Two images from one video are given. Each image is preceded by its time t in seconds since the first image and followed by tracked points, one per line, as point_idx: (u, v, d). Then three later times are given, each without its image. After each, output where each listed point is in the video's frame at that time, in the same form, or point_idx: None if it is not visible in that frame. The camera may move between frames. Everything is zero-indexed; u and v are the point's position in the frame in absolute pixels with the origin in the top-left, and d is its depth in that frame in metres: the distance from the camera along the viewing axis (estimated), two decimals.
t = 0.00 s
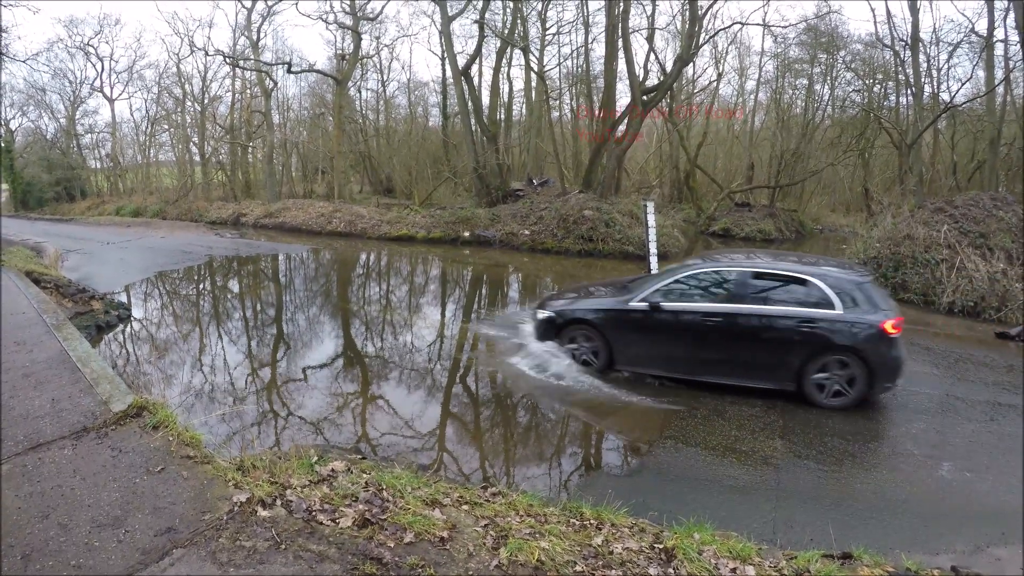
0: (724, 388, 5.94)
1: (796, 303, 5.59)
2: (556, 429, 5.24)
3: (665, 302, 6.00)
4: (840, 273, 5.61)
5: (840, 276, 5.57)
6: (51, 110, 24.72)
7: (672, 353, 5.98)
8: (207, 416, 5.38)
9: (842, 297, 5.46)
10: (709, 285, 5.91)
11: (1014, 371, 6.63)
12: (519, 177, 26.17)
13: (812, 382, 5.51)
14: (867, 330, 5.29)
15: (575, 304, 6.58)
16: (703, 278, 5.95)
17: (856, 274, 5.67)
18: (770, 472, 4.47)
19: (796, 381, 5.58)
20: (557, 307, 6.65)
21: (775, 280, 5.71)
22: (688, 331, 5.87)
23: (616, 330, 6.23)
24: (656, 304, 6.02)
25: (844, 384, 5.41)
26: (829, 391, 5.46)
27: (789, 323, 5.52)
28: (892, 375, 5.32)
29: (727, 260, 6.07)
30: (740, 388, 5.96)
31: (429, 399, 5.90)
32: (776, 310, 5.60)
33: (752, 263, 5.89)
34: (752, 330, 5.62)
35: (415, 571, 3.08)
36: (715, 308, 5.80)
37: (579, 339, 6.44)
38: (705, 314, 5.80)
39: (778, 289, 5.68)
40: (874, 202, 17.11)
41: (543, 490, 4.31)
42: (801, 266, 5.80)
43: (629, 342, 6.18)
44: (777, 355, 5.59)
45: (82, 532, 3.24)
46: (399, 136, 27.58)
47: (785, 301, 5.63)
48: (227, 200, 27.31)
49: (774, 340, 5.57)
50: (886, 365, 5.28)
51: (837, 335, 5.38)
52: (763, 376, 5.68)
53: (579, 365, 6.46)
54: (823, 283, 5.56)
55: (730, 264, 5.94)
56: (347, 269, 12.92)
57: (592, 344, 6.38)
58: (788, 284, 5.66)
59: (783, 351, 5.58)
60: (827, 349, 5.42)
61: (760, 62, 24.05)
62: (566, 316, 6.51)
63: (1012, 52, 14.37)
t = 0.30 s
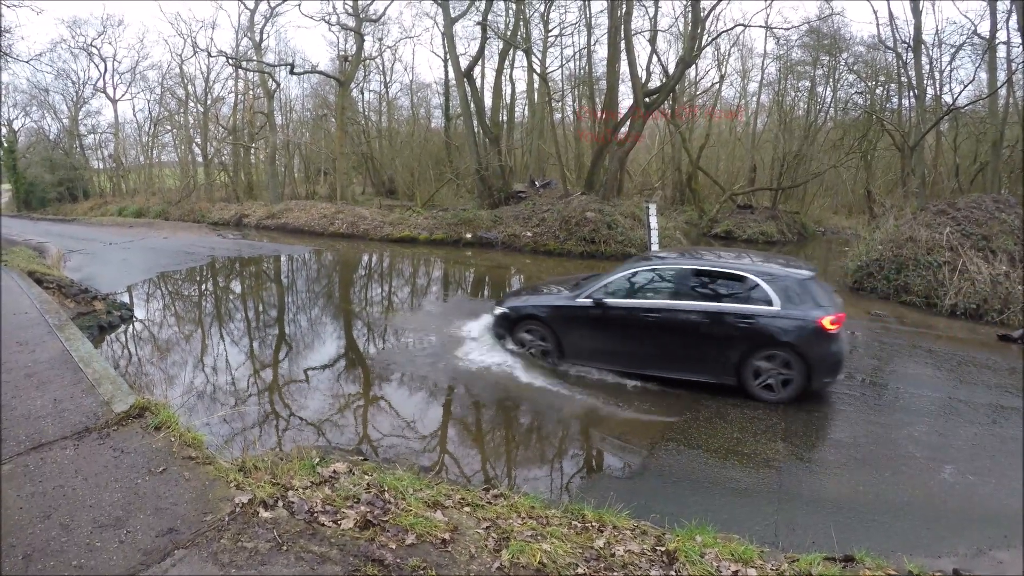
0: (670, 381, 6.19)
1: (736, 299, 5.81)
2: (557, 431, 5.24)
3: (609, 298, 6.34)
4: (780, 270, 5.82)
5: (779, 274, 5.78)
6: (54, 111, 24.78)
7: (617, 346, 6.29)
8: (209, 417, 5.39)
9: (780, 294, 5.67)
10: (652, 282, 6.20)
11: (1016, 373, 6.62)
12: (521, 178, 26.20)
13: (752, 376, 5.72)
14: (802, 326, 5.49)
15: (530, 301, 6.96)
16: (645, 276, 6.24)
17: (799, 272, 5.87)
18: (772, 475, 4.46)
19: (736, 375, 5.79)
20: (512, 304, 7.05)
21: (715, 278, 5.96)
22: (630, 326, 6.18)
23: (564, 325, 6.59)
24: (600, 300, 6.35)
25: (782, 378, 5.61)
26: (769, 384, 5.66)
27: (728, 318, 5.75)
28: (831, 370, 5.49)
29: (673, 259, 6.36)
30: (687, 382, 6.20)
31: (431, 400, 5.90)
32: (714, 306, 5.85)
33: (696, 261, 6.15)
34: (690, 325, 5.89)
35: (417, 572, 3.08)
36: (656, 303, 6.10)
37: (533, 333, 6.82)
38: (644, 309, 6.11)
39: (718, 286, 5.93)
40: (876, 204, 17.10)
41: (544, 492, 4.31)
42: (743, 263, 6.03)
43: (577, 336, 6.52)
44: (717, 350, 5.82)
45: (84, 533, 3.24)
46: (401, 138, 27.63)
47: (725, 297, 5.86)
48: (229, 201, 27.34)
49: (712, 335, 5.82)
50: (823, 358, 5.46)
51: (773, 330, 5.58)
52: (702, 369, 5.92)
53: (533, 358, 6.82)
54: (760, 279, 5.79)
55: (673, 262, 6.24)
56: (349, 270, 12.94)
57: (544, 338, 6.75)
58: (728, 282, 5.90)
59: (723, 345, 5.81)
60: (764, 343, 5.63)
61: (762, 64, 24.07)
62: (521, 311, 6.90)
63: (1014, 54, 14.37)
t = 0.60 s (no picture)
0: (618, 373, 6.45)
1: (677, 297, 6.02)
2: (559, 431, 5.23)
3: (558, 294, 6.68)
4: (722, 270, 6.00)
5: (720, 273, 5.97)
6: (56, 110, 24.82)
7: (564, 338, 6.64)
8: (211, 416, 5.39)
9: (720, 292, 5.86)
10: (600, 279, 6.49)
11: (1019, 374, 6.61)
12: (524, 179, 26.21)
13: (691, 370, 5.94)
14: (737, 322, 5.68)
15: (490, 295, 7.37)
16: (593, 272, 6.55)
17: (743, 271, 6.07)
18: (774, 476, 4.45)
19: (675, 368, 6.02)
20: (475, 297, 7.46)
21: (660, 276, 6.20)
22: (578, 320, 6.50)
23: (519, 319, 6.97)
24: (550, 295, 6.70)
25: (720, 372, 5.81)
26: (707, 378, 5.87)
27: (667, 314, 5.99)
28: (767, 366, 5.66)
29: (621, 256, 6.66)
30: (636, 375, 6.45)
31: (432, 400, 5.91)
32: (655, 302, 6.09)
33: (643, 259, 6.40)
34: (631, 320, 6.16)
35: (419, 572, 3.08)
36: (601, 297, 6.40)
37: (492, 326, 7.22)
38: (590, 304, 6.41)
39: (661, 283, 6.16)
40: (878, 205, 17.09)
41: (545, 492, 4.30)
42: (689, 263, 6.23)
43: (531, 329, 6.89)
44: (657, 344, 6.07)
45: (86, 532, 3.24)
46: (404, 138, 27.63)
47: (666, 294, 6.09)
48: (232, 200, 27.37)
49: (653, 330, 6.06)
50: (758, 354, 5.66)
51: (710, 326, 5.78)
52: (645, 362, 6.17)
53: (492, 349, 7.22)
54: (701, 276, 6.00)
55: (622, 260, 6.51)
56: (351, 270, 12.96)
57: (502, 330, 7.15)
58: (669, 280, 6.13)
59: (662, 340, 6.05)
60: (700, 338, 5.84)
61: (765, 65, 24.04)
62: (481, 305, 7.32)
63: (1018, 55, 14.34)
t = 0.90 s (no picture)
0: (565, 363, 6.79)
1: (619, 293, 6.31)
2: (560, 432, 5.23)
3: (510, 286, 7.00)
4: (662, 268, 6.26)
5: (659, 271, 6.23)
6: (61, 108, 24.87)
7: (515, 328, 6.97)
8: (213, 414, 5.40)
9: (658, 289, 6.12)
10: (549, 273, 6.79)
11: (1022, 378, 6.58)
12: (528, 179, 26.22)
13: (630, 362, 6.25)
14: (672, 319, 5.95)
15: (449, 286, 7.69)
16: (543, 267, 6.85)
17: (685, 270, 6.33)
18: (776, 478, 4.44)
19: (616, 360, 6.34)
20: (436, 287, 7.79)
21: (604, 273, 6.48)
22: (527, 312, 6.83)
23: (474, 309, 7.30)
24: (502, 287, 7.02)
25: (656, 365, 6.10)
26: (644, 370, 6.17)
27: (608, 309, 6.29)
28: (702, 361, 5.92)
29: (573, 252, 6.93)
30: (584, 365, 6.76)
31: (434, 399, 5.91)
32: (598, 297, 6.39)
33: (590, 256, 6.67)
34: (576, 313, 6.47)
35: (419, 572, 3.07)
36: (548, 291, 6.73)
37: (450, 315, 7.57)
38: (538, 297, 6.73)
39: (605, 279, 6.44)
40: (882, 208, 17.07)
41: (547, 493, 4.30)
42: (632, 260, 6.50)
43: (485, 319, 7.22)
44: (599, 337, 6.39)
45: (88, 529, 3.25)
46: (408, 137, 27.67)
47: (608, 290, 6.38)
48: (236, 198, 27.40)
49: (595, 323, 6.37)
50: (689, 349, 5.89)
51: (648, 321, 6.07)
52: (588, 353, 6.50)
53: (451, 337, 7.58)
54: (640, 274, 6.27)
55: (571, 256, 6.79)
56: (354, 269, 12.97)
57: (459, 319, 7.49)
58: (612, 276, 6.41)
59: (604, 332, 6.37)
60: (638, 333, 6.14)
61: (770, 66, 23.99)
62: (440, 295, 7.66)
63: None
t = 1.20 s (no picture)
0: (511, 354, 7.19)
1: (557, 289, 6.72)
2: (564, 435, 5.22)
3: (462, 280, 7.47)
4: (599, 266, 6.64)
5: (595, 269, 6.61)
6: (65, 111, 24.94)
7: (466, 320, 7.41)
8: (217, 416, 5.41)
9: (592, 286, 6.51)
10: (497, 270, 7.24)
11: None
12: (531, 182, 26.23)
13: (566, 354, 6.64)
14: (603, 313, 6.32)
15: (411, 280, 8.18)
16: (493, 263, 7.30)
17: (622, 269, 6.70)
18: (780, 480, 4.43)
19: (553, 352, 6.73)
20: (400, 281, 8.29)
21: (546, 270, 6.90)
22: (476, 305, 7.27)
23: (430, 302, 7.77)
24: (455, 282, 7.49)
25: (589, 357, 6.47)
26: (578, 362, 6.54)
27: (547, 303, 6.70)
28: (632, 355, 6.24)
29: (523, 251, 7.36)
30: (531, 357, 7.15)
31: (437, 402, 5.92)
32: (539, 292, 6.80)
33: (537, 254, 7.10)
34: (518, 306, 6.90)
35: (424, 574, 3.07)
36: (496, 285, 7.17)
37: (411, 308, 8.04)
38: (485, 291, 7.18)
39: (547, 276, 6.85)
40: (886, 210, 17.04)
41: (551, 496, 4.30)
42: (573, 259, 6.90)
43: (440, 311, 7.68)
44: (539, 329, 6.79)
45: (92, 531, 3.26)
46: (411, 140, 27.72)
47: (549, 286, 6.80)
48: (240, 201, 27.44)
49: (535, 317, 6.79)
50: (619, 343, 6.23)
51: (581, 315, 6.45)
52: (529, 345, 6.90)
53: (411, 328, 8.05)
54: (578, 272, 6.67)
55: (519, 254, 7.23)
56: (358, 271, 12.99)
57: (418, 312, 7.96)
58: (553, 273, 6.82)
59: (543, 325, 6.77)
60: (573, 326, 6.53)
61: (773, 68, 23.96)
62: (403, 289, 8.15)
63: None
